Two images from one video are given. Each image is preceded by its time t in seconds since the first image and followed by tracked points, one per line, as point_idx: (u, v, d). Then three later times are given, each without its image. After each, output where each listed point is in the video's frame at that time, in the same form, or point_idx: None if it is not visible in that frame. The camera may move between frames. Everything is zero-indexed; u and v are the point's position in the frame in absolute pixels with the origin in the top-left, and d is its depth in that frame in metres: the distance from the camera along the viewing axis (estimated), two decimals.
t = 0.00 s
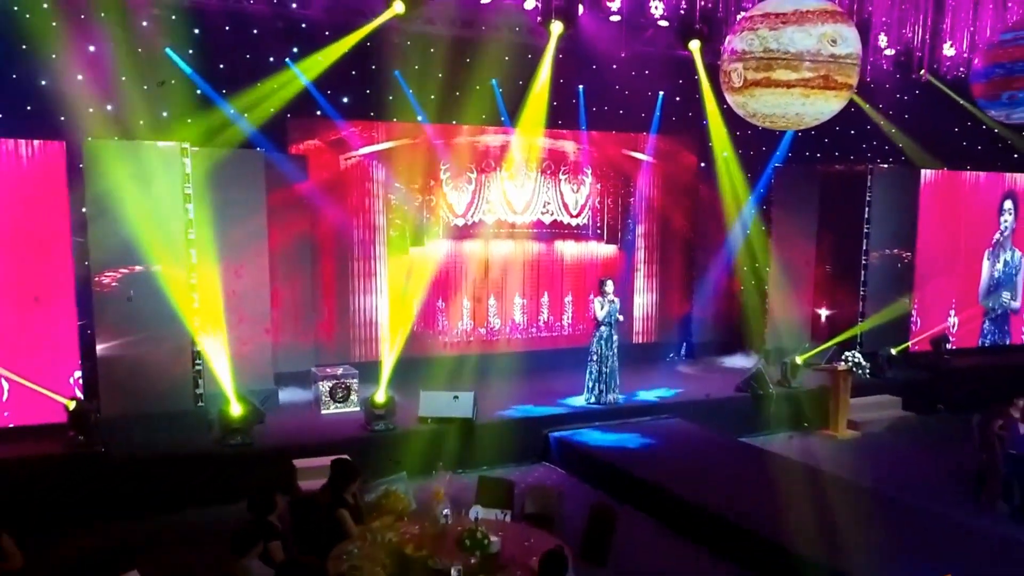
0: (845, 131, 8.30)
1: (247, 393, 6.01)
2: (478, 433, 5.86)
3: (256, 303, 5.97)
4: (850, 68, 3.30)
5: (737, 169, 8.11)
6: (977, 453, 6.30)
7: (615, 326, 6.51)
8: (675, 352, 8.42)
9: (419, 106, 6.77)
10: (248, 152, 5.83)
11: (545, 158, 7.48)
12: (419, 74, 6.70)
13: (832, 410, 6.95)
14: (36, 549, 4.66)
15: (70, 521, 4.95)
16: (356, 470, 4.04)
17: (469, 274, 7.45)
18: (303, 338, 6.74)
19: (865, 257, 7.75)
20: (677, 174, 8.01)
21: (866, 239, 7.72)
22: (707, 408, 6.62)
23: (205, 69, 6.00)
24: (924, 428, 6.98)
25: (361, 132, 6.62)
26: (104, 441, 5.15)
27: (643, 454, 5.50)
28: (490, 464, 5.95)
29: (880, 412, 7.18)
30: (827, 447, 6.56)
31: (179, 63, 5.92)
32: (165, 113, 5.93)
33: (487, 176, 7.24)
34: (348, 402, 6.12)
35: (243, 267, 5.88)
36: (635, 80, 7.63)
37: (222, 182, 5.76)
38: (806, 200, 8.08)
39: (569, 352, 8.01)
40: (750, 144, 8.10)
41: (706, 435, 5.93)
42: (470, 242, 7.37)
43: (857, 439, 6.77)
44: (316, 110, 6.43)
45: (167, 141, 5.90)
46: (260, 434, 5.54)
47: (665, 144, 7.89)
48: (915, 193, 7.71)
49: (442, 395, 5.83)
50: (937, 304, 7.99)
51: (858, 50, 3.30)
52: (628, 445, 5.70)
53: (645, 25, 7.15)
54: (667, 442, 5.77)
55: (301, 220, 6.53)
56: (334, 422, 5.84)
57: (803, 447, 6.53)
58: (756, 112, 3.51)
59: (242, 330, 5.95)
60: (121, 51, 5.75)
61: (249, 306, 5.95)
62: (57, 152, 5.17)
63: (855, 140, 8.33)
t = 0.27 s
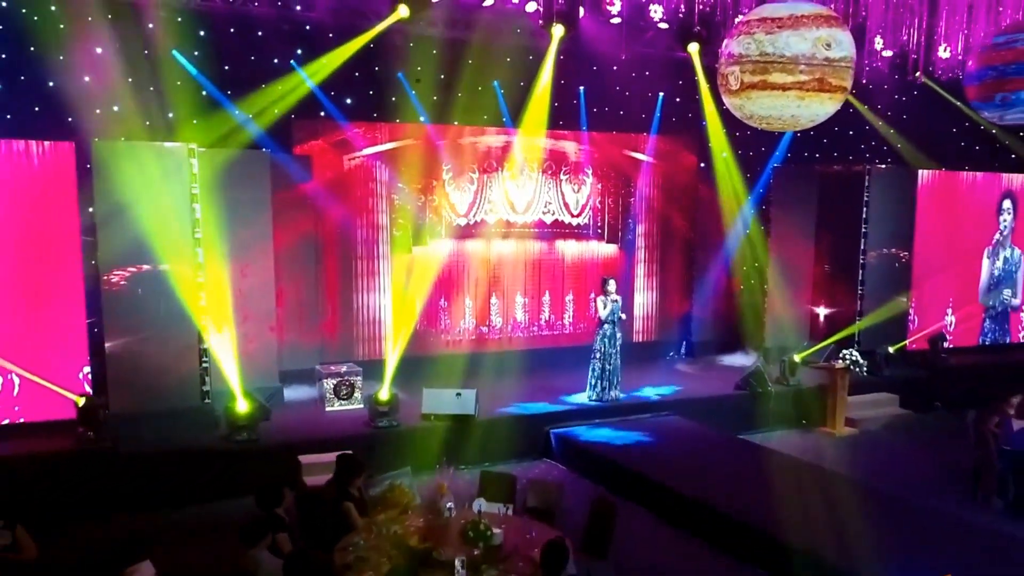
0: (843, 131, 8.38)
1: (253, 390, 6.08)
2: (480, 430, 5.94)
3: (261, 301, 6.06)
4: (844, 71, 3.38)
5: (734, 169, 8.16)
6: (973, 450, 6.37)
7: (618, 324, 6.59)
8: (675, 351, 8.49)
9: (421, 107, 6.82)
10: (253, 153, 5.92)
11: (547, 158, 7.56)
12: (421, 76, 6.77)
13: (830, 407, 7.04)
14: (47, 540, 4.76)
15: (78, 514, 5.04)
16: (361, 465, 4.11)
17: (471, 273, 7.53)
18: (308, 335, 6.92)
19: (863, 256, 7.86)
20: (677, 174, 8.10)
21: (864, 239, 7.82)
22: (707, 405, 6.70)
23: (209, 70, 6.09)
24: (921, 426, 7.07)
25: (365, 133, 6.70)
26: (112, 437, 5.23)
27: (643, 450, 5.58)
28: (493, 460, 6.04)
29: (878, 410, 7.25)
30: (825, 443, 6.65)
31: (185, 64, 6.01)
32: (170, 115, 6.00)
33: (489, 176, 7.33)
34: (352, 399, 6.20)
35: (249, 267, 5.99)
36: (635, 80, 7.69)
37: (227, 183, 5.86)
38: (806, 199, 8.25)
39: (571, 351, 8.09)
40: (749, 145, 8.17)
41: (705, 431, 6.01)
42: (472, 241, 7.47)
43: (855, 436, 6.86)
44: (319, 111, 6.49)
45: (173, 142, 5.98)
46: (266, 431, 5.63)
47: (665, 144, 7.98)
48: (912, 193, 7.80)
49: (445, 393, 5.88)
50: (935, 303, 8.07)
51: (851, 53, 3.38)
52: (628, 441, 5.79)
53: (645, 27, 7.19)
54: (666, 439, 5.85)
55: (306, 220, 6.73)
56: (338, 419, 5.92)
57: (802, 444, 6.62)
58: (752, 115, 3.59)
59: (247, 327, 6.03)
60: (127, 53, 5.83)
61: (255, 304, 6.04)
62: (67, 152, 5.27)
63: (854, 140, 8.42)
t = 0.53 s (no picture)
0: (842, 132, 8.47)
1: (259, 387, 6.20)
2: (482, 426, 6.04)
3: (268, 298, 6.17)
4: (837, 75, 3.47)
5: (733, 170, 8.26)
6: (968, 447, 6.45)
7: (621, 323, 6.72)
8: (675, 349, 8.57)
9: (424, 108, 6.88)
10: (260, 154, 6.04)
11: (547, 159, 7.71)
12: (425, 77, 6.83)
13: (827, 405, 7.12)
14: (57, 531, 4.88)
15: (88, 507, 5.14)
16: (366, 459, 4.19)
17: (473, 272, 7.65)
18: (312, 334, 6.93)
19: (860, 256, 7.91)
20: (677, 175, 8.25)
21: (862, 239, 7.87)
22: (705, 402, 6.80)
23: (216, 72, 6.17)
24: (918, 423, 7.15)
25: (369, 134, 6.84)
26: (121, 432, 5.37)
27: (642, 446, 5.67)
28: (495, 456, 6.14)
29: (873, 407, 7.37)
30: (822, 440, 6.74)
31: (192, 66, 6.09)
32: (177, 116, 6.09)
33: (491, 177, 7.47)
34: (356, 396, 6.30)
35: (255, 265, 6.08)
36: (632, 82, 7.70)
37: (234, 183, 5.97)
38: (803, 202, 8.28)
39: (571, 348, 8.16)
40: (747, 146, 8.25)
41: (704, 428, 6.10)
42: (474, 240, 7.59)
43: (852, 433, 6.94)
44: (324, 113, 6.55)
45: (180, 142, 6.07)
46: (271, 427, 5.73)
47: (665, 145, 8.08)
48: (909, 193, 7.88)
49: (448, 389, 6.01)
50: (930, 300, 8.21)
51: (845, 57, 3.48)
52: (628, 437, 5.88)
53: (645, 29, 7.43)
54: (665, 435, 5.94)
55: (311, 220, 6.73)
56: (343, 415, 6.02)
57: (799, 441, 6.71)
58: (749, 117, 3.69)
59: (254, 325, 6.13)
60: (136, 55, 5.92)
61: (261, 302, 6.14)
62: (78, 153, 5.39)
63: (853, 140, 8.51)
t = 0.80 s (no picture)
0: (840, 133, 8.57)
1: (267, 383, 6.29)
2: (485, 422, 6.14)
3: (275, 297, 6.26)
4: (832, 78, 3.57)
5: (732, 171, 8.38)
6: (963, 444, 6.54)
7: (623, 321, 6.78)
8: (675, 348, 8.67)
9: (428, 109, 6.98)
10: (267, 155, 6.11)
11: (549, 160, 7.78)
12: (428, 79, 6.92)
13: (825, 402, 7.23)
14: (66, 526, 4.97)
15: (99, 501, 5.25)
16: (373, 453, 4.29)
17: (476, 271, 7.73)
18: (316, 332, 7.09)
19: (858, 255, 8.09)
20: (677, 175, 8.34)
21: (859, 238, 8.05)
22: (704, 399, 6.89)
23: (222, 74, 6.27)
24: (914, 420, 7.25)
25: (373, 135, 6.93)
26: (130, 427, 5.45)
27: (642, 442, 5.77)
28: (498, 452, 6.24)
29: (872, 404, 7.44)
30: (820, 437, 6.84)
31: (199, 68, 6.19)
32: (184, 117, 6.20)
33: (493, 177, 7.54)
34: (360, 392, 6.39)
35: (262, 264, 6.17)
36: (636, 82, 7.82)
37: (240, 184, 6.05)
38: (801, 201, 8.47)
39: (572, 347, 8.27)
40: (746, 146, 8.38)
41: (703, 424, 6.20)
42: (477, 240, 7.67)
43: (848, 430, 7.04)
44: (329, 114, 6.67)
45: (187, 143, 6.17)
46: (277, 423, 5.83)
47: (665, 146, 8.19)
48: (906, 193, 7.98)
49: (451, 386, 6.06)
50: (929, 299, 8.23)
51: (839, 61, 3.57)
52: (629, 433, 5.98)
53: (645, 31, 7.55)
54: (665, 431, 6.04)
55: (315, 220, 6.91)
56: (347, 411, 6.12)
57: (797, 437, 6.81)
58: (746, 119, 3.78)
59: (261, 324, 6.21)
60: (143, 57, 6.02)
61: (269, 300, 6.23)
62: (89, 154, 5.48)
63: (851, 141, 8.60)
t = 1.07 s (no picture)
0: (839, 134, 8.64)
1: (271, 381, 6.37)
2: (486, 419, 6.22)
3: (280, 296, 6.34)
4: (827, 81, 3.65)
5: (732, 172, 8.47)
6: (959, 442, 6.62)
7: (625, 319, 6.87)
8: (675, 347, 8.75)
9: (430, 110, 7.06)
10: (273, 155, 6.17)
11: (550, 160, 7.87)
12: (430, 80, 7.00)
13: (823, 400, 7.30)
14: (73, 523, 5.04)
15: (103, 499, 5.30)
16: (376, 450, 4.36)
17: (478, 271, 7.82)
18: (320, 331, 7.13)
19: (856, 255, 8.15)
20: (677, 176, 8.43)
21: (858, 238, 8.12)
22: (703, 398, 6.97)
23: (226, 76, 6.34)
24: (911, 418, 7.33)
25: (377, 136, 7.05)
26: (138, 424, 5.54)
27: (642, 439, 5.85)
28: (499, 449, 6.32)
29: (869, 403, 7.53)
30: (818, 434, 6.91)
31: (205, 69, 6.26)
32: (189, 118, 6.28)
33: (495, 177, 7.63)
34: (364, 390, 6.48)
35: (267, 264, 6.25)
36: (636, 84, 7.90)
37: (245, 184, 6.12)
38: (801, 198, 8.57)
39: (573, 346, 8.34)
40: (746, 147, 8.45)
41: (702, 422, 6.28)
42: (479, 240, 7.75)
43: (846, 428, 7.12)
44: (333, 115, 6.75)
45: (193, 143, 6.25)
46: (282, 420, 5.91)
47: (665, 147, 8.28)
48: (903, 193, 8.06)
49: (454, 384, 6.23)
50: (925, 298, 8.36)
51: (834, 64, 3.66)
52: (629, 430, 6.06)
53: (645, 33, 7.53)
54: (664, 428, 6.12)
55: (318, 220, 6.96)
56: (351, 408, 6.21)
57: (796, 435, 6.88)
58: (743, 120, 3.87)
59: (267, 323, 6.29)
60: (149, 59, 6.10)
61: (273, 299, 6.31)
62: (98, 153, 5.57)
63: (849, 142, 8.68)
